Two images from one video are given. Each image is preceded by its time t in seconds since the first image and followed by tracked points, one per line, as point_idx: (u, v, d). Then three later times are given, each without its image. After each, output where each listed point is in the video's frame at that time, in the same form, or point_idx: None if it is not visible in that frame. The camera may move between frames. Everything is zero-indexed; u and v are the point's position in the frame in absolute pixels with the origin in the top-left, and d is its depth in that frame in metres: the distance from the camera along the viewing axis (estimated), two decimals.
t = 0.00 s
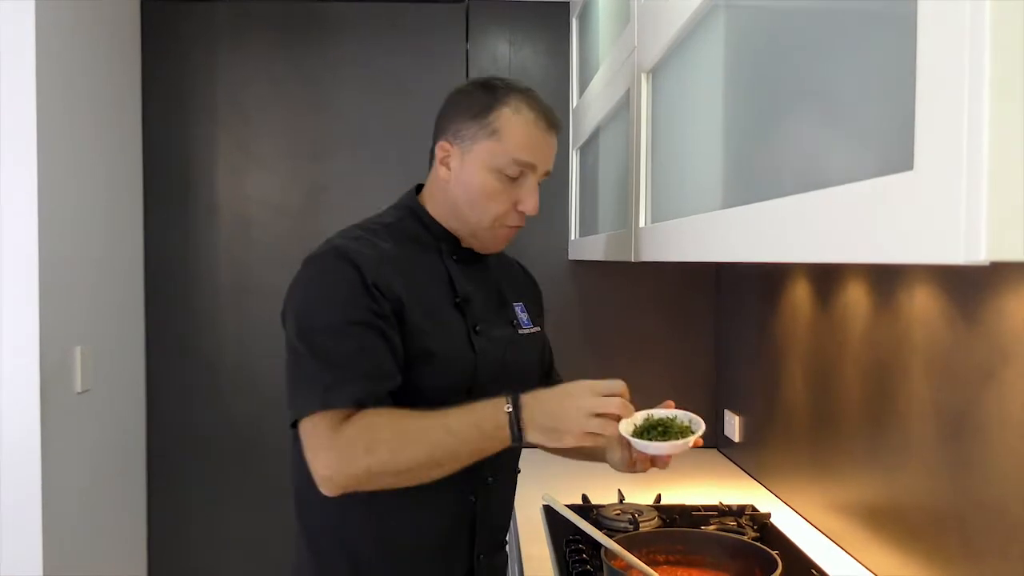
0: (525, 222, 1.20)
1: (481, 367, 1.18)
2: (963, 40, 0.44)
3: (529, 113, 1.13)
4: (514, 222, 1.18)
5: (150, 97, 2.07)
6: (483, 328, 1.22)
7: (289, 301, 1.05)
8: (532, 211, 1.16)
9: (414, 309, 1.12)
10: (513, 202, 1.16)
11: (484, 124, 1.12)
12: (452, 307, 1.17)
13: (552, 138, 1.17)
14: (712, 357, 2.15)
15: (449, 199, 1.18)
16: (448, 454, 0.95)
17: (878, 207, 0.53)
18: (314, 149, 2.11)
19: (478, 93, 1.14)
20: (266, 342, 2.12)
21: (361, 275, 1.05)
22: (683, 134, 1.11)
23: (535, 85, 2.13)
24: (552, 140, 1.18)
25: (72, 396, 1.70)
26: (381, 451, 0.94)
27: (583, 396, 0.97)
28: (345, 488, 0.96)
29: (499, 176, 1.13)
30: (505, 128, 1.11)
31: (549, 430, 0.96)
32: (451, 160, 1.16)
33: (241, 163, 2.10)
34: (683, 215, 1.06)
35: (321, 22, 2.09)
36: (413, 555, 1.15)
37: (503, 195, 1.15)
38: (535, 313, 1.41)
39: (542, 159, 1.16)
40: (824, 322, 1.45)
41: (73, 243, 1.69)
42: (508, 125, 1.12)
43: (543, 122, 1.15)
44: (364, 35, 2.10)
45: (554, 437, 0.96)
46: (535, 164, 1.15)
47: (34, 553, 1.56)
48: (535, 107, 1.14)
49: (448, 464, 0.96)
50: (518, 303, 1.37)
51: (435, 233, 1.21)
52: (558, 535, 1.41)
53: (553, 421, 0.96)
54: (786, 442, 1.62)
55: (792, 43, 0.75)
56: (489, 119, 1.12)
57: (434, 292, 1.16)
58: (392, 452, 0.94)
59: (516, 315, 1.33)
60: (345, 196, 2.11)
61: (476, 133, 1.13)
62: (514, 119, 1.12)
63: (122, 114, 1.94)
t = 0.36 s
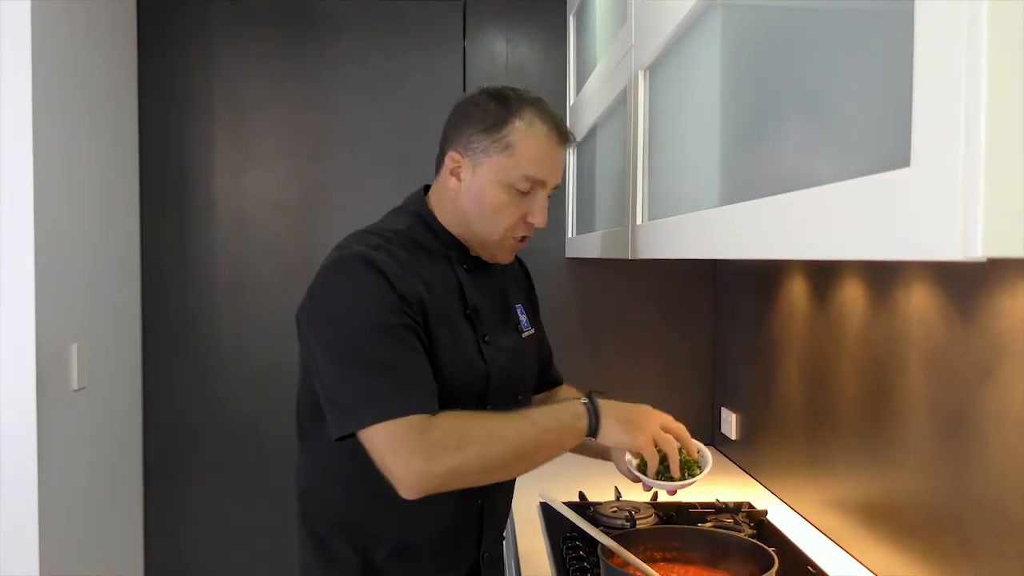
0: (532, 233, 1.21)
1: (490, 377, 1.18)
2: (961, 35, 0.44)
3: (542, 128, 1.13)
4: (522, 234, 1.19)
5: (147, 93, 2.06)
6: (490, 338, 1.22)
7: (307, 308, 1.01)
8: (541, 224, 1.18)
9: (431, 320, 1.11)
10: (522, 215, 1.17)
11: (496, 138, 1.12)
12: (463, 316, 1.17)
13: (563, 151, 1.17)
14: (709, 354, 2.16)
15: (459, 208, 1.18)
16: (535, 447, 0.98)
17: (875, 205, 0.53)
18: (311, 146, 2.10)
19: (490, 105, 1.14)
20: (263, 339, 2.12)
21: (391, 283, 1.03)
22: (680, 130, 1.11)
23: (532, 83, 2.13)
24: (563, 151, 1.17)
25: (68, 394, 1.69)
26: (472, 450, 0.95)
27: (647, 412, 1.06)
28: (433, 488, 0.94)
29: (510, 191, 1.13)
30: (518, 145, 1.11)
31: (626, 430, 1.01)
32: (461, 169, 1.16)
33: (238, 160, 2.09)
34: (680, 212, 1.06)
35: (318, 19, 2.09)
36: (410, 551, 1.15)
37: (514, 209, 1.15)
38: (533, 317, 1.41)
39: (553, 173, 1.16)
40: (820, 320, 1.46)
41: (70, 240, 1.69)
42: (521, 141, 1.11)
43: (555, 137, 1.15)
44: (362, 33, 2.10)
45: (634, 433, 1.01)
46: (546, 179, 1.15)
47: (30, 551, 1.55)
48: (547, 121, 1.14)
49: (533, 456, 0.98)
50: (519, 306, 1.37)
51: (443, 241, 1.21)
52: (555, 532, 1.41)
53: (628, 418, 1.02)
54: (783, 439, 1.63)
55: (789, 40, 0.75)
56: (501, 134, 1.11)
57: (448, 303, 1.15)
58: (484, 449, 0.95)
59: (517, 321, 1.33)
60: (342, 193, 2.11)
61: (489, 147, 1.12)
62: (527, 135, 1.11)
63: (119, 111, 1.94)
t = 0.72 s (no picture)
0: (537, 224, 1.21)
1: (494, 372, 1.18)
2: (963, 30, 0.44)
3: (546, 116, 1.14)
4: (527, 224, 1.20)
5: (144, 90, 2.05)
6: (493, 332, 1.22)
7: (314, 303, 1.01)
8: (546, 212, 1.18)
9: (439, 314, 1.10)
10: (528, 203, 1.17)
11: (500, 127, 1.13)
12: (467, 310, 1.17)
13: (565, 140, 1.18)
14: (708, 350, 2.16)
15: (464, 200, 1.19)
16: (548, 449, 0.98)
17: (876, 198, 0.53)
18: (310, 142, 2.10)
19: (493, 96, 1.15)
20: (261, 335, 2.12)
21: (399, 276, 1.03)
22: (680, 125, 1.11)
23: (530, 78, 2.13)
24: (566, 142, 1.18)
25: (67, 390, 1.69)
26: (486, 447, 0.95)
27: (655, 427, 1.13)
28: (443, 480, 0.94)
29: (515, 179, 1.14)
30: (521, 134, 1.12)
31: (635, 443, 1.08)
32: (466, 161, 1.17)
33: (236, 156, 2.09)
34: (680, 208, 1.06)
35: (316, 14, 2.08)
36: (409, 546, 1.16)
37: (520, 198, 1.16)
38: (534, 312, 1.41)
39: (557, 161, 1.17)
40: (819, 316, 1.45)
41: (68, 236, 1.69)
42: (525, 128, 1.12)
43: (558, 125, 1.16)
44: (360, 28, 2.09)
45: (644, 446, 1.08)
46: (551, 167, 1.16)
47: (29, 547, 1.55)
48: (550, 110, 1.15)
49: (545, 459, 0.99)
50: (520, 301, 1.36)
51: (450, 235, 1.20)
52: (555, 528, 1.41)
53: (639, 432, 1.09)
54: (782, 435, 1.62)
55: (790, 35, 0.75)
56: (506, 122, 1.13)
57: (455, 298, 1.15)
58: (498, 447, 0.95)
59: (519, 317, 1.33)
60: (341, 189, 2.11)
61: (493, 136, 1.13)
62: (531, 122, 1.13)
63: (117, 107, 1.93)
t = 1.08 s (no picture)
0: (536, 205, 1.20)
1: (500, 362, 1.17)
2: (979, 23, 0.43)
3: (537, 94, 1.14)
4: (525, 205, 1.19)
5: (145, 86, 2.05)
6: (499, 323, 1.21)
7: (318, 296, 1.00)
8: (542, 190, 1.17)
9: (445, 304, 1.10)
10: (524, 182, 1.16)
11: (491, 106, 1.14)
12: (473, 301, 1.16)
13: (558, 119, 1.18)
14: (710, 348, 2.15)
15: (461, 185, 1.18)
16: (561, 444, 0.98)
17: (888, 190, 0.53)
18: (311, 139, 2.09)
19: (483, 80, 1.16)
20: (262, 333, 2.11)
21: (403, 264, 1.02)
22: (684, 122, 1.10)
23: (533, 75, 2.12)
24: (559, 123, 1.18)
25: (67, 387, 1.68)
26: (500, 438, 0.94)
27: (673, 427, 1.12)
28: (452, 469, 0.93)
29: (509, 157, 1.14)
30: (511, 111, 1.12)
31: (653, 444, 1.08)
32: (460, 146, 1.17)
33: (237, 153, 2.08)
34: (685, 205, 1.05)
35: (317, 11, 2.07)
36: (414, 545, 1.15)
37: (515, 177, 1.15)
38: (538, 307, 1.40)
39: (551, 139, 1.16)
40: (823, 313, 1.45)
41: (69, 233, 1.68)
42: (515, 106, 1.13)
43: (549, 104, 1.16)
44: (361, 24, 2.08)
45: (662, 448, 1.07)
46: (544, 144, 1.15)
47: (29, 544, 1.55)
48: (540, 89, 1.16)
49: (558, 455, 0.98)
50: (525, 295, 1.36)
51: (453, 226, 1.19)
52: (558, 527, 1.41)
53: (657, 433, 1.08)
54: (786, 433, 1.62)
55: (798, 30, 0.74)
56: (496, 102, 1.13)
57: (461, 288, 1.14)
58: (511, 439, 0.95)
59: (524, 310, 1.32)
60: (342, 186, 2.10)
61: (484, 116, 1.14)
62: (520, 99, 1.13)
63: (118, 103, 1.93)
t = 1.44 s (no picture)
0: (541, 203, 1.19)
1: (504, 361, 1.17)
2: (989, 18, 0.43)
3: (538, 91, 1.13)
4: (530, 203, 1.18)
5: (146, 86, 2.04)
6: (503, 323, 1.21)
7: (323, 295, 1.00)
8: (546, 188, 1.16)
9: (451, 303, 1.09)
10: (527, 180, 1.15)
11: (492, 105, 1.13)
12: (478, 301, 1.16)
13: (561, 116, 1.17)
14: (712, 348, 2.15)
15: (464, 184, 1.18)
16: (568, 446, 0.97)
17: (894, 189, 0.52)
18: (312, 139, 2.09)
19: (486, 79, 1.15)
20: (262, 334, 2.11)
21: (409, 263, 1.02)
22: (687, 122, 1.10)
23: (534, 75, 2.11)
24: (561, 120, 1.18)
25: (68, 387, 1.68)
26: (506, 441, 0.94)
27: (693, 425, 1.10)
28: (457, 469, 0.93)
29: (511, 155, 1.13)
30: (512, 109, 1.12)
31: (667, 449, 1.06)
32: (463, 145, 1.17)
33: (238, 152, 2.08)
34: (688, 204, 1.05)
35: (318, 10, 2.07)
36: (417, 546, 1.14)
37: (518, 175, 1.15)
38: (541, 308, 1.40)
39: (554, 136, 1.16)
40: (825, 313, 1.44)
41: (69, 233, 1.68)
42: (517, 104, 1.12)
43: (551, 101, 1.15)
44: (363, 24, 2.08)
45: (675, 454, 1.06)
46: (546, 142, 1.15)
47: (30, 544, 1.55)
48: (542, 86, 1.15)
49: (565, 458, 0.97)
50: (528, 295, 1.36)
51: (457, 225, 1.19)
52: (560, 527, 1.41)
53: (672, 437, 1.06)
54: (789, 434, 1.62)
55: (803, 28, 0.74)
56: (498, 100, 1.13)
57: (465, 287, 1.14)
58: (517, 441, 0.94)
59: (527, 310, 1.32)
60: (343, 186, 2.10)
61: (486, 115, 1.13)
62: (522, 96, 1.12)
63: (118, 102, 1.92)
